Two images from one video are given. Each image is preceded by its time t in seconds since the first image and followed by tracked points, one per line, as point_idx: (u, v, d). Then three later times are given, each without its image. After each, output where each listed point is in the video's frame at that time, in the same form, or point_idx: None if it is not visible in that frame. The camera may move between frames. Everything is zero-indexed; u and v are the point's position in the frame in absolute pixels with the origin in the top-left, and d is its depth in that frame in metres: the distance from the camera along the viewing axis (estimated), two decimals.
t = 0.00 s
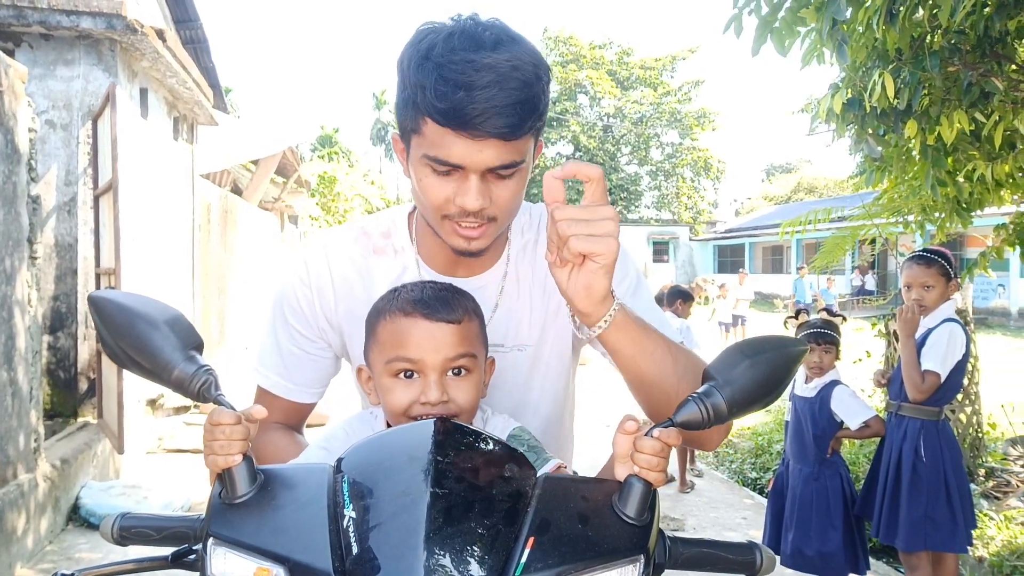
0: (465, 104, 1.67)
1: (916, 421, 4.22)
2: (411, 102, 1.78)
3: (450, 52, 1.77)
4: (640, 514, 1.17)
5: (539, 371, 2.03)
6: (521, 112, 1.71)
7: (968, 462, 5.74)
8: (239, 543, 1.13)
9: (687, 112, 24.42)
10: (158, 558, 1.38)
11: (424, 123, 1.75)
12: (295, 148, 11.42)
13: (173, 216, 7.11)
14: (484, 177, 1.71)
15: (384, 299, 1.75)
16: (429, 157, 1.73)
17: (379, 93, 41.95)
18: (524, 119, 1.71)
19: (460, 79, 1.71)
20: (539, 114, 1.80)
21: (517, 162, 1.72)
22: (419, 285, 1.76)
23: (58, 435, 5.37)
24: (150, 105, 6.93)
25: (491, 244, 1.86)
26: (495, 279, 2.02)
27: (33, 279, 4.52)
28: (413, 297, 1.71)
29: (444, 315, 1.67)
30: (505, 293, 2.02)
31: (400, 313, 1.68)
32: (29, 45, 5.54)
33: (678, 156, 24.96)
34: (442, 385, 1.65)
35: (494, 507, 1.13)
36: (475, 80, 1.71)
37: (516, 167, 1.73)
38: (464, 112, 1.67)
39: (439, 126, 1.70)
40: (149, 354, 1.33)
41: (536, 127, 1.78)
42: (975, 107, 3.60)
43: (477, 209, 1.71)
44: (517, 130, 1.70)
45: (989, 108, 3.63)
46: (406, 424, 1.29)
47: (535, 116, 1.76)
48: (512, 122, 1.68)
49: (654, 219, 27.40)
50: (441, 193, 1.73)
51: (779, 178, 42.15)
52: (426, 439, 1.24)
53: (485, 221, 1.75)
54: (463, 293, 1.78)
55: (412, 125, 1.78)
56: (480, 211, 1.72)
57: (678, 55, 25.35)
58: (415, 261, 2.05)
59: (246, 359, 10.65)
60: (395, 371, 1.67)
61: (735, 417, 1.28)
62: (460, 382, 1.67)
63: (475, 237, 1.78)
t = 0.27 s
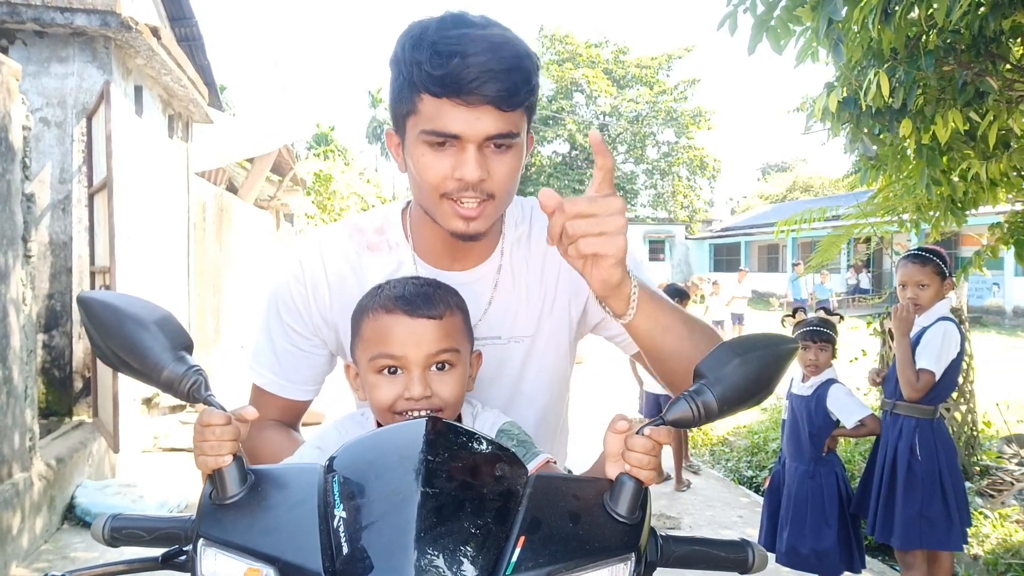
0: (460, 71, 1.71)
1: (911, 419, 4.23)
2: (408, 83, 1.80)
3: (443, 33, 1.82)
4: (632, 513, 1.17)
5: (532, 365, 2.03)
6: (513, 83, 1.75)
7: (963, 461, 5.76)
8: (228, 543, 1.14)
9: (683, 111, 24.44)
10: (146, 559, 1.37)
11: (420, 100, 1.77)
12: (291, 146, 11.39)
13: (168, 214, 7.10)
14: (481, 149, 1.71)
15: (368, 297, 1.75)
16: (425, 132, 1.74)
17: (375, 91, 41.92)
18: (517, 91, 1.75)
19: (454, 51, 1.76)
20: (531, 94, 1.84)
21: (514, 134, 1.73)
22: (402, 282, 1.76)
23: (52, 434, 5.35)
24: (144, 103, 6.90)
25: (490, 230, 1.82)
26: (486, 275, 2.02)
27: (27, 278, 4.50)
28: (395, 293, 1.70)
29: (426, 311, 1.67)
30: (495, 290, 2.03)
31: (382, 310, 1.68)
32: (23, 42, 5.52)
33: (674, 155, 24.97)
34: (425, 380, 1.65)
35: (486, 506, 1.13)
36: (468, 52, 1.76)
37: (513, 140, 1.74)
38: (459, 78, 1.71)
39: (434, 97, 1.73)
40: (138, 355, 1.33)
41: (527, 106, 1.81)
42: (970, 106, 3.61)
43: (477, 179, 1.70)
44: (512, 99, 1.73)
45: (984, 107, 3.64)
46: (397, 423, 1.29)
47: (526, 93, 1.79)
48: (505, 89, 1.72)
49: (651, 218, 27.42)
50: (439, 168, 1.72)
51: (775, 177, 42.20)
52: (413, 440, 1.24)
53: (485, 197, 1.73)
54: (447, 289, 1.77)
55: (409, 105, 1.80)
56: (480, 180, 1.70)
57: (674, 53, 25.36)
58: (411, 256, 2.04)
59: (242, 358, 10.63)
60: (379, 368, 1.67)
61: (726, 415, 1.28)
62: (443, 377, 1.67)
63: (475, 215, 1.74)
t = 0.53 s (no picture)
0: (433, 40, 1.78)
1: (904, 420, 4.23)
2: (386, 64, 1.85)
3: (417, 17, 1.89)
4: (625, 512, 1.17)
5: (525, 354, 2.02)
6: (485, 51, 1.80)
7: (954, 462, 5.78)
8: (220, 542, 1.13)
9: (676, 112, 24.50)
10: (136, 559, 1.37)
11: (398, 78, 1.81)
12: (284, 146, 11.36)
13: (160, 214, 7.06)
14: (459, 116, 1.73)
15: (362, 295, 1.73)
16: (404, 105, 1.76)
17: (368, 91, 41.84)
18: (490, 61, 1.80)
19: (427, 24, 1.83)
20: (506, 73, 1.87)
21: (489, 103, 1.76)
22: (395, 278, 1.73)
23: (43, 434, 5.32)
24: (137, 102, 6.87)
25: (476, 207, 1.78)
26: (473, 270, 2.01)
27: (18, 277, 4.48)
28: (389, 291, 1.67)
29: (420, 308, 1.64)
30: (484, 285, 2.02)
31: (376, 308, 1.66)
32: (14, 40, 5.48)
33: (667, 156, 25.02)
34: (422, 375, 1.65)
35: (479, 505, 1.12)
36: (440, 24, 1.83)
37: (490, 110, 1.76)
38: (433, 48, 1.77)
39: (411, 69, 1.78)
40: (129, 354, 1.32)
41: (503, 84, 1.84)
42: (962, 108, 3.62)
43: (456, 142, 1.69)
44: (484, 68, 1.78)
45: (976, 109, 3.66)
46: (389, 423, 1.28)
47: (499, 69, 1.83)
48: (477, 55, 1.78)
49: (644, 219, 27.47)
50: (419, 139, 1.72)
51: (767, 179, 42.33)
52: (405, 438, 1.23)
53: (465, 165, 1.70)
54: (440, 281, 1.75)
55: (388, 84, 1.83)
56: (459, 145, 1.69)
57: (668, 55, 25.40)
58: (399, 255, 2.00)
59: (234, 358, 10.59)
60: (377, 364, 1.67)
61: (719, 414, 1.28)
62: (440, 371, 1.67)
63: (458, 186, 1.71)
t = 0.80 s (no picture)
0: (435, 36, 1.76)
1: (901, 423, 4.24)
2: (388, 60, 1.83)
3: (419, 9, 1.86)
4: (618, 504, 1.17)
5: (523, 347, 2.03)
6: (488, 47, 1.79)
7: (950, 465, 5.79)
8: (215, 531, 1.13)
9: (676, 114, 24.51)
10: (132, 548, 1.36)
11: (399, 74, 1.80)
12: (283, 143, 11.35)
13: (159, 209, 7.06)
14: (460, 114, 1.73)
15: (361, 290, 1.73)
16: (405, 102, 1.76)
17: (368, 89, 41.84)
18: (493, 57, 1.78)
19: (429, 18, 1.81)
20: (509, 68, 1.86)
21: (491, 101, 1.76)
22: (394, 274, 1.73)
23: (39, 428, 5.31)
24: (137, 97, 6.86)
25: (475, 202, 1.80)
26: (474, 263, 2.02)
27: (16, 270, 4.47)
28: (386, 288, 1.68)
29: (417, 306, 1.65)
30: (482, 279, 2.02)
31: (373, 305, 1.66)
32: (15, 33, 5.48)
33: (667, 158, 25.04)
34: (417, 373, 1.66)
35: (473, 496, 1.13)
36: (442, 19, 1.81)
37: (491, 107, 1.76)
38: (434, 43, 1.75)
39: (412, 66, 1.76)
40: (126, 344, 1.32)
41: (507, 82, 1.84)
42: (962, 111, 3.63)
43: (455, 141, 1.70)
44: (487, 65, 1.77)
45: (976, 112, 3.66)
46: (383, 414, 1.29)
47: (503, 66, 1.82)
48: (479, 52, 1.76)
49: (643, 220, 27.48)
50: (420, 137, 1.73)
51: (767, 181, 42.35)
52: (399, 429, 1.24)
53: (463, 163, 1.73)
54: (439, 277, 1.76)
55: (389, 80, 1.82)
56: (458, 143, 1.70)
57: (668, 56, 25.42)
58: (398, 249, 2.03)
59: (232, 355, 10.59)
60: (373, 361, 1.67)
61: (712, 408, 1.29)
62: (435, 368, 1.68)
63: (455, 180, 1.74)
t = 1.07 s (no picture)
0: (450, 43, 1.76)
1: (908, 423, 4.23)
2: (403, 66, 1.83)
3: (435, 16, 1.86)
4: (615, 506, 1.16)
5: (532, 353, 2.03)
6: (504, 56, 1.79)
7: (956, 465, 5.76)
8: (212, 540, 1.13)
9: (678, 114, 24.50)
10: (131, 558, 1.36)
11: (414, 81, 1.79)
12: (286, 146, 11.36)
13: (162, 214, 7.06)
14: (474, 122, 1.74)
15: (375, 296, 1.73)
16: (420, 109, 1.76)
17: (370, 92, 41.94)
18: (508, 64, 1.78)
19: (444, 26, 1.81)
20: (524, 76, 1.86)
21: (506, 109, 1.76)
22: (408, 279, 1.73)
23: (43, 433, 5.31)
24: (139, 102, 6.87)
25: (488, 213, 1.80)
26: (488, 267, 2.00)
27: (19, 276, 4.48)
28: (402, 295, 1.67)
29: (432, 313, 1.65)
30: (494, 283, 2.01)
31: (389, 312, 1.66)
32: (17, 39, 5.49)
33: (669, 158, 25.02)
34: (434, 380, 1.65)
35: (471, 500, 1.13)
36: (458, 27, 1.80)
37: (505, 116, 1.76)
38: (449, 51, 1.75)
39: (427, 73, 1.76)
40: (123, 353, 1.31)
41: (521, 89, 1.84)
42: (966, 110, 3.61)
43: (470, 150, 1.71)
44: (503, 73, 1.77)
45: (980, 111, 3.65)
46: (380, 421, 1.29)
47: (518, 74, 1.82)
48: (494, 59, 1.76)
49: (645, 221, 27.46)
50: (435, 145, 1.73)
51: (769, 181, 42.32)
52: (396, 435, 1.24)
53: (478, 174, 1.73)
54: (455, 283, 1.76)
55: (404, 86, 1.83)
56: (473, 152, 1.71)
57: (670, 57, 25.42)
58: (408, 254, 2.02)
59: (235, 359, 10.58)
60: (390, 369, 1.67)
61: (709, 409, 1.28)
62: (451, 375, 1.67)
63: (470, 191, 1.74)
